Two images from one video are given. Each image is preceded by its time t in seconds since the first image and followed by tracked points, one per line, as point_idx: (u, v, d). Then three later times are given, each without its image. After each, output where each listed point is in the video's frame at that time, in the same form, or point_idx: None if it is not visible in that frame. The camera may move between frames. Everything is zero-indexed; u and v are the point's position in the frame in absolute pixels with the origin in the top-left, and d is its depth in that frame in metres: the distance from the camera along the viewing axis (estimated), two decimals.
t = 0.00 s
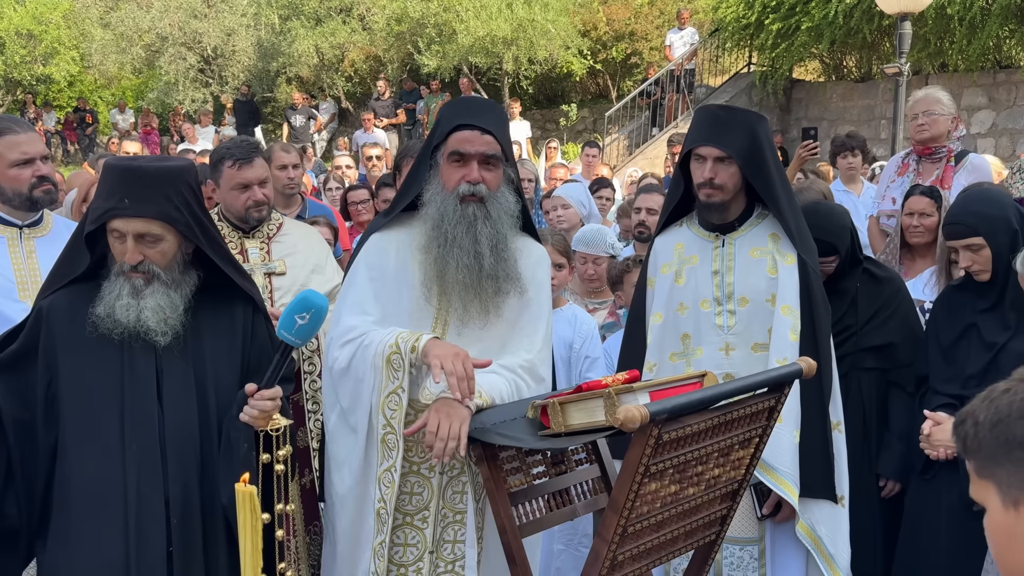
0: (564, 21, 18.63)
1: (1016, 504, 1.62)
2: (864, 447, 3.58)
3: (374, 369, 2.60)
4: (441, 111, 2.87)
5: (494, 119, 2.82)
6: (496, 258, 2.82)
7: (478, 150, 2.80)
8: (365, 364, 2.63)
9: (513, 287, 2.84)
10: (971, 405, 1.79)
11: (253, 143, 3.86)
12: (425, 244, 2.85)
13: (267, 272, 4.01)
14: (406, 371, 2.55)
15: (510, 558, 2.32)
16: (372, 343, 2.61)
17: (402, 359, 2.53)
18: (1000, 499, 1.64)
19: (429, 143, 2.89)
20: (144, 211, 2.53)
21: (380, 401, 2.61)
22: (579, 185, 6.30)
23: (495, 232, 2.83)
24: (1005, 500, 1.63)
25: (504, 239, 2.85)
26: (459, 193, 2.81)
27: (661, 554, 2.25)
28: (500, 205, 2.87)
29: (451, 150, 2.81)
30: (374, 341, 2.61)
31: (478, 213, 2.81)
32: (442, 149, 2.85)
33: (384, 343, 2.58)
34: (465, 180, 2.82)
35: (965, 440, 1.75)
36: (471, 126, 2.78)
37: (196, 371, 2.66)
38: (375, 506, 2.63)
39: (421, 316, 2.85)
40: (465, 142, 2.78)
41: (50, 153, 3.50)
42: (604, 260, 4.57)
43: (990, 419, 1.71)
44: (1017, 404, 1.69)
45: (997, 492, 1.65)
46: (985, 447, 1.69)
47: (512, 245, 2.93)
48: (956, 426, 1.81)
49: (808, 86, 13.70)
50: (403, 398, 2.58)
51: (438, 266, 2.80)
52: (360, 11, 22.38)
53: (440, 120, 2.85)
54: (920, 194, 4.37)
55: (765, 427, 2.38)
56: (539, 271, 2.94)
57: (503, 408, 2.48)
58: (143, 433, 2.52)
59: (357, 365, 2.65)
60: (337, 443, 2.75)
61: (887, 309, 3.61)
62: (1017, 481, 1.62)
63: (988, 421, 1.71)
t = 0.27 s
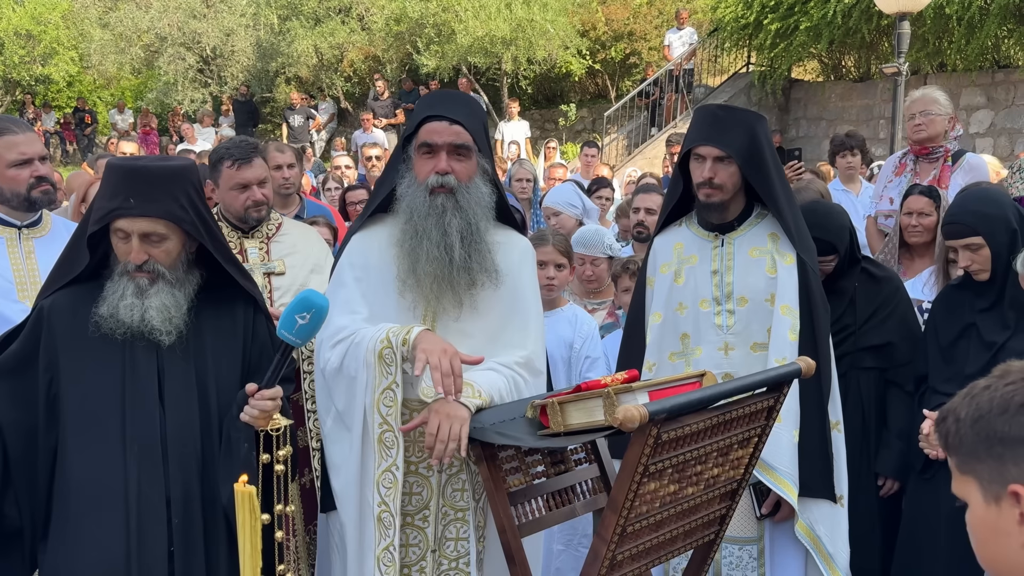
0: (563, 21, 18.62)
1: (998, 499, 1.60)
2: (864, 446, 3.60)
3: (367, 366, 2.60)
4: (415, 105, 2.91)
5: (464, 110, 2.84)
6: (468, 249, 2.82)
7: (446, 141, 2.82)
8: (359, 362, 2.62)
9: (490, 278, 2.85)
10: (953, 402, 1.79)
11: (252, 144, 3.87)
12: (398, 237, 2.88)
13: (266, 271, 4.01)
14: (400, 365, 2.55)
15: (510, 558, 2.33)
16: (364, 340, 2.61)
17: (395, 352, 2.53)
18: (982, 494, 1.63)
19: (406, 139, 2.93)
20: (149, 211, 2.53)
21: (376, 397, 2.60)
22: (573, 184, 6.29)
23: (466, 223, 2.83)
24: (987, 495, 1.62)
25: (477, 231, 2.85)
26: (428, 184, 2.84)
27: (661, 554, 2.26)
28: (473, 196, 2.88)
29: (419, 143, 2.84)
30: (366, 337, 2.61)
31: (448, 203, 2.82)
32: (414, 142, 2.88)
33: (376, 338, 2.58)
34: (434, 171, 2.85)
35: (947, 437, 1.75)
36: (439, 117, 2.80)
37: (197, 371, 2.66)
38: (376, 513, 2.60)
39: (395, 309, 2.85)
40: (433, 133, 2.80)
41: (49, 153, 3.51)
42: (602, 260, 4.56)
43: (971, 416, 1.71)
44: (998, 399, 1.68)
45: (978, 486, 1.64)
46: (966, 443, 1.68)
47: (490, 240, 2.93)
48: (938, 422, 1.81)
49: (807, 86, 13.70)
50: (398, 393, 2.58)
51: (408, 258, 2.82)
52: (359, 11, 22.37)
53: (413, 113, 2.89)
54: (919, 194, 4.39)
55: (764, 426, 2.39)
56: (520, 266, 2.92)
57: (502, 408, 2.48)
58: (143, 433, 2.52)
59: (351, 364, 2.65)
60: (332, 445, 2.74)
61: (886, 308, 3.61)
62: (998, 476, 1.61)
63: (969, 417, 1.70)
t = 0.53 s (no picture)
0: (562, 21, 18.63)
1: (982, 496, 1.53)
2: (862, 446, 3.60)
3: (356, 375, 2.61)
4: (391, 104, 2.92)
5: (436, 108, 2.84)
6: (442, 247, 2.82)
7: (417, 140, 2.83)
8: (347, 371, 2.63)
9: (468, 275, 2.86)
10: (939, 400, 1.71)
11: (251, 143, 3.88)
12: (373, 237, 2.89)
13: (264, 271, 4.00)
14: (387, 374, 2.57)
15: (509, 558, 2.33)
16: (352, 348, 2.63)
17: (384, 360, 2.55)
18: (967, 491, 1.56)
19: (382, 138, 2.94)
20: (163, 210, 2.53)
21: (365, 407, 2.62)
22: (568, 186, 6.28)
23: (439, 222, 2.82)
24: (972, 492, 1.55)
25: (451, 230, 2.84)
26: (401, 183, 2.85)
27: (659, 554, 2.25)
28: (447, 194, 2.87)
29: (393, 142, 2.86)
30: (353, 345, 2.63)
31: (420, 202, 2.83)
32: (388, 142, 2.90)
33: (363, 346, 2.59)
34: (407, 170, 2.86)
35: (933, 436, 1.68)
36: (411, 116, 2.81)
37: (199, 371, 2.66)
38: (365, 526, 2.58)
39: (370, 308, 2.84)
40: (405, 131, 2.81)
41: (46, 153, 3.51)
42: (601, 260, 4.54)
43: (957, 415, 1.63)
44: (981, 396, 1.61)
45: (964, 484, 1.57)
46: (952, 441, 1.61)
47: (467, 239, 2.92)
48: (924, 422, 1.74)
49: (805, 86, 13.70)
50: (385, 402, 2.60)
51: (381, 257, 2.82)
52: (358, 11, 22.37)
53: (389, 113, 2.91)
54: (917, 193, 4.39)
55: (763, 426, 2.39)
56: (499, 266, 2.90)
57: (501, 408, 2.48)
58: (146, 433, 2.52)
59: (337, 374, 2.66)
60: (316, 455, 2.73)
61: (885, 307, 3.62)
62: (982, 472, 1.54)
63: (955, 416, 1.63)
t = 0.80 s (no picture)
0: (561, 22, 18.65)
1: (970, 499, 1.53)
2: (861, 446, 3.61)
3: (351, 391, 2.62)
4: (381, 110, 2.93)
5: (426, 113, 2.84)
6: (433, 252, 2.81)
7: (407, 145, 2.83)
8: (342, 387, 2.64)
9: (460, 278, 2.86)
10: (928, 404, 1.71)
11: (249, 144, 3.88)
12: (364, 242, 2.89)
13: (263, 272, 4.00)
14: (383, 392, 2.58)
15: (508, 558, 2.33)
16: (347, 362, 2.63)
17: (380, 378, 2.56)
18: (955, 494, 1.56)
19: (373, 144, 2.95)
20: (173, 211, 2.54)
21: (359, 423, 2.62)
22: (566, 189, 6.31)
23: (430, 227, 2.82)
24: (960, 495, 1.55)
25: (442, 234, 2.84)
26: (392, 189, 2.85)
27: (657, 554, 2.26)
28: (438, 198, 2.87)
29: (383, 148, 2.86)
30: (348, 360, 2.63)
31: (412, 208, 2.83)
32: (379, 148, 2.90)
33: (360, 362, 2.60)
34: (397, 175, 2.86)
35: (922, 440, 1.68)
36: (401, 121, 2.81)
37: (199, 371, 2.66)
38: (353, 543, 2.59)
39: (361, 313, 2.83)
40: (395, 137, 2.81)
41: (44, 153, 3.51)
42: (600, 261, 4.56)
43: (944, 420, 1.63)
44: (968, 400, 1.62)
45: (952, 488, 1.57)
46: (940, 445, 1.61)
47: (459, 243, 2.92)
48: (915, 426, 1.74)
49: (804, 86, 13.71)
50: (381, 420, 2.61)
51: (372, 262, 2.82)
52: (357, 12, 22.38)
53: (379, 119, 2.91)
54: (916, 193, 4.39)
55: (761, 426, 2.39)
56: (491, 270, 2.90)
57: (499, 409, 2.48)
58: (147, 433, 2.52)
59: (331, 389, 2.67)
60: (310, 468, 2.74)
61: (884, 307, 3.62)
62: (969, 476, 1.55)
63: (943, 420, 1.64)
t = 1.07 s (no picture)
0: (560, 22, 18.66)
1: (964, 508, 1.53)
2: (860, 446, 3.61)
3: (349, 419, 2.65)
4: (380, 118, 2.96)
5: (424, 119, 2.87)
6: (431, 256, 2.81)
7: (406, 150, 2.85)
8: (339, 416, 2.66)
9: (458, 283, 2.85)
10: (921, 414, 1.71)
11: (247, 145, 3.88)
12: (362, 247, 2.89)
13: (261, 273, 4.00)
14: (382, 427, 2.61)
15: (507, 559, 2.33)
16: (346, 391, 2.66)
17: (381, 415, 2.58)
18: (950, 503, 1.56)
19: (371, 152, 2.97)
20: (175, 206, 2.55)
21: (352, 455, 2.65)
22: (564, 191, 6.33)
23: (428, 232, 2.83)
24: (954, 504, 1.55)
25: (440, 239, 2.84)
26: (390, 194, 2.87)
27: (656, 554, 2.26)
28: (436, 203, 2.88)
29: (382, 153, 2.88)
30: (346, 390, 2.66)
31: (409, 212, 2.84)
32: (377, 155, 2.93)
33: (363, 395, 2.62)
34: (395, 180, 2.88)
35: (916, 448, 1.68)
36: (400, 126, 2.83)
37: (195, 370, 2.66)
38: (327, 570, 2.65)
39: (358, 318, 2.82)
40: (394, 142, 2.83)
41: (41, 154, 3.51)
42: (599, 261, 4.57)
43: (936, 430, 1.64)
44: (958, 410, 1.62)
45: (946, 497, 1.57)
46: (933, 455, 1.62)
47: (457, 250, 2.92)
48: (908, 437, 1.74)
49: (803, 87, 13.73)
50: (375, 455, 2.63)
51: (370, 267, 2.82)
52: (356, 12, 22.37)
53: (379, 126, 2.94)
54: (914, 194, 4.39)
55: (759, 427, 2.39)
56: (490, 278, 2.90)
57: (498, 410, 2.48)
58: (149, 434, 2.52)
59: (330, 416, 2.69)
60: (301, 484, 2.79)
61: (884, 307, 3.63)
62: (963, 485, 1.54)
63: (935, 430, 1.64)
